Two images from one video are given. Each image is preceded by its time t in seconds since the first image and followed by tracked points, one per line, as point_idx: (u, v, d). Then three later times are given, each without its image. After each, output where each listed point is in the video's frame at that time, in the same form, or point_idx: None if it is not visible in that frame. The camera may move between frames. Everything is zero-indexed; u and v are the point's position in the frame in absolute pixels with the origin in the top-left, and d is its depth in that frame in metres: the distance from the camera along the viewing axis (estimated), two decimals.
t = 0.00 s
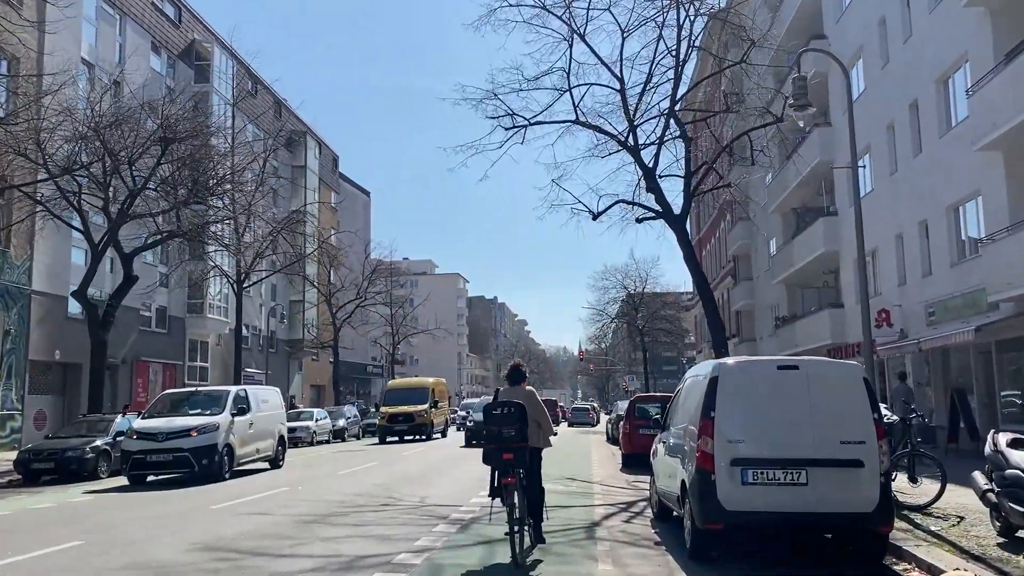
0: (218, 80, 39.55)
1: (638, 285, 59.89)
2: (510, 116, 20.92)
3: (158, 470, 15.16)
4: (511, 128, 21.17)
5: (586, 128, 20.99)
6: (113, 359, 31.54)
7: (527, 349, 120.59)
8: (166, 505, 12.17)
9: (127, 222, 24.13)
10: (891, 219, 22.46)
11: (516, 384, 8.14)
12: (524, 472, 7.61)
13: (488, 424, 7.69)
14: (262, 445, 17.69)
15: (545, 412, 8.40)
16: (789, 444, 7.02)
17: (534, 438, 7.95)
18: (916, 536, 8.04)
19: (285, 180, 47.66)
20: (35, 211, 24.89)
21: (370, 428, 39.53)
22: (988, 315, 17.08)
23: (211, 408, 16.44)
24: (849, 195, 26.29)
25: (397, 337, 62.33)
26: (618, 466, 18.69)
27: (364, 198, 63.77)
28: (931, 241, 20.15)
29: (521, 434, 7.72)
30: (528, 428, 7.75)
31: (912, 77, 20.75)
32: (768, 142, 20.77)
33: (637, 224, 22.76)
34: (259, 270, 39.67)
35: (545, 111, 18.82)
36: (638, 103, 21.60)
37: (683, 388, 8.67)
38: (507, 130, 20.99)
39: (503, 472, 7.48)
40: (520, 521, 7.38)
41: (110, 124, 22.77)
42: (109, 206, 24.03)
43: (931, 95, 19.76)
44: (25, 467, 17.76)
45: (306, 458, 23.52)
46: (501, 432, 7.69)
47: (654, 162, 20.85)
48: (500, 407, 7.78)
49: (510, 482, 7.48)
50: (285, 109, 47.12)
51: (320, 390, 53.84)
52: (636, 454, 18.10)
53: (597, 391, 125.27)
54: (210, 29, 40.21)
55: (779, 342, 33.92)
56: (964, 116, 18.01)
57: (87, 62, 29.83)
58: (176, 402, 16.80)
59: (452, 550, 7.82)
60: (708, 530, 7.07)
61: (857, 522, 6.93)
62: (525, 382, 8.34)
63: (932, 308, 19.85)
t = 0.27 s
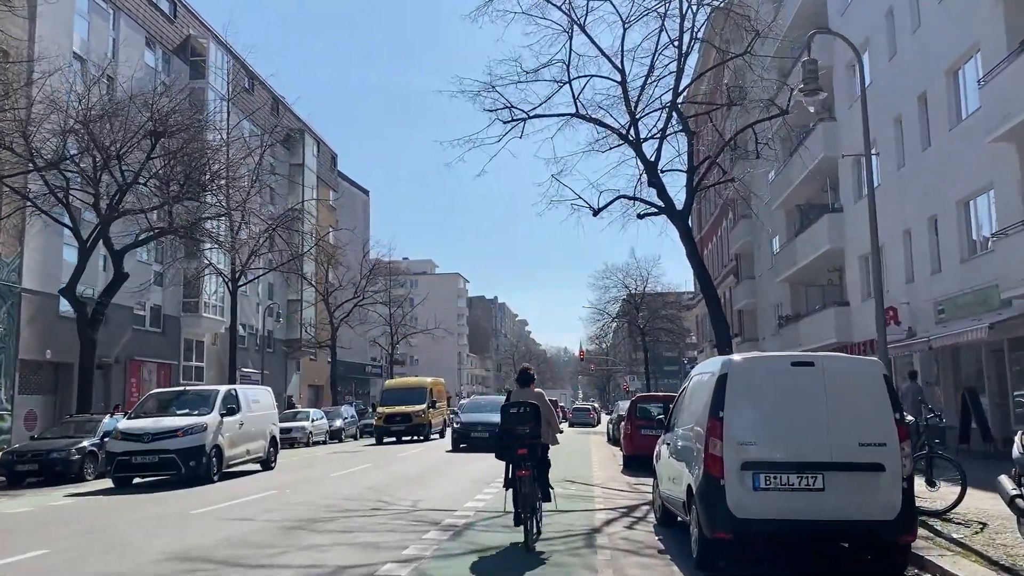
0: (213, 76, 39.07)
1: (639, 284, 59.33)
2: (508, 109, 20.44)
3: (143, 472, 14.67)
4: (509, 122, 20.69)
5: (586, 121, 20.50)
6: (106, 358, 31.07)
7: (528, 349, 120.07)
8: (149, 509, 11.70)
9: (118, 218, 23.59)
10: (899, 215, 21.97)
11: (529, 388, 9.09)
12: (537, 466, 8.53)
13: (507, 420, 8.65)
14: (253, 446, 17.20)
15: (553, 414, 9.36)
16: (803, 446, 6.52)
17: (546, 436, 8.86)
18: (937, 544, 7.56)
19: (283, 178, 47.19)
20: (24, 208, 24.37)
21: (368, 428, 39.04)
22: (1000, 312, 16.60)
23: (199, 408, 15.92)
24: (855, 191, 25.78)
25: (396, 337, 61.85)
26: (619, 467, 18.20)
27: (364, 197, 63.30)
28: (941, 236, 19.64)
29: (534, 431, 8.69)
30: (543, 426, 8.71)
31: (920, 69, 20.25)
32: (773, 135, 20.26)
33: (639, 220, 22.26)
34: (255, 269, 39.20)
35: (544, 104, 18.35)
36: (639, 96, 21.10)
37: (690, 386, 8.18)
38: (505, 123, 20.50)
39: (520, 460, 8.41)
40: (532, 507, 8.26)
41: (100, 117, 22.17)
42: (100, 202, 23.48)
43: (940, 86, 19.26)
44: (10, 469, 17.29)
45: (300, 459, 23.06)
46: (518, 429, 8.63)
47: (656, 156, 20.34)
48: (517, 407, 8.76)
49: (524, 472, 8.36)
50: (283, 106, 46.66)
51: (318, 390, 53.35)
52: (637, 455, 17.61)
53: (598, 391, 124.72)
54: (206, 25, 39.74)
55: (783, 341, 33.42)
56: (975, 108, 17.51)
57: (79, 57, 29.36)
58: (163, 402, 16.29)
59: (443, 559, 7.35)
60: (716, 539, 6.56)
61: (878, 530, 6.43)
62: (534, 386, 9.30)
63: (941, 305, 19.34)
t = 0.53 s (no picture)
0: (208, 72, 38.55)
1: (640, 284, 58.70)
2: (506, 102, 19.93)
3: (127, 476, 14.11)
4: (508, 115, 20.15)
5: (586, 113, 19.94)
6: (98, 358, 30.55)
7: (528, 350, 119.56)
8: (128, 514, 11.18)
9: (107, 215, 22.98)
10: (907, 210, 21.44)
11: (537, 390, 9.64)
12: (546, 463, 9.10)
13: (514, 421, 9.15)
14: (242, 449, 16.65)
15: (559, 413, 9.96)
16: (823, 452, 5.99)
17: (550, 434, 9.41)
18: (964, 556, 7.04)
19: (280, 176, 46.68)
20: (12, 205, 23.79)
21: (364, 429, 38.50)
22: (1014, 309, 16.08)
23: (186, 408, 15.36)
24: (860, 187, 25.25)
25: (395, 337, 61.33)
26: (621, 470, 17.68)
27: (362, 196, 62.81)
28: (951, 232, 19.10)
29: (541, 431, 9.21)
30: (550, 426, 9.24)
31: (930, 59, 19.71)
32: (778, 127, 19.72)
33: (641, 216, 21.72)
34: (251, 267, 38.67)
35: (542, 96, 17.83)
36: (641, 89, 20.55)
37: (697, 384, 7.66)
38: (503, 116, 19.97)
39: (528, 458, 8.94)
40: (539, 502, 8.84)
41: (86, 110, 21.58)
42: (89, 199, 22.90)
43: (951, 77, 18.74)
44: None
45: (294, 461, 22.55)
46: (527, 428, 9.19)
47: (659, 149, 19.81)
48: (524, 409, 9.29)
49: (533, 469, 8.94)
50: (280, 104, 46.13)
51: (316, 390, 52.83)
52: (638, 457, 17.09)
53: (599, 391, 124.17)
54: (201, 20, 39.22)
55: (786, 340, 32.90)
56: (988, 99, 17.00)
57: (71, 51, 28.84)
58: (152, 400, 15.79)
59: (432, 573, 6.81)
60: (727, 553, 6.02)
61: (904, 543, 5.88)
62: (541, 387, 9.88)
63: (952, 303, 18.81)
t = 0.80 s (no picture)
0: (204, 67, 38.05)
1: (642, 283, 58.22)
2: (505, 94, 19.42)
3: (111, 479, 13.60)
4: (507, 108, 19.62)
5: (587, 106, 19.40)
6: (91, 357, 30.05)
7: (529, 350, 119.05)
8: (106, 520, 10.67)
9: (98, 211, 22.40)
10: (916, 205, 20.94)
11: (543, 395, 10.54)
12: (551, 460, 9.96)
13: (522, 421, 10.04)
14: (233, 450, 16.14)
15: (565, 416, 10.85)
16: (848, 459, 5.47)
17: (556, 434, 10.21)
18: (996, 569, 6.54)
19: (278, 174, 46.20)
20: None
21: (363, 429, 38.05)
22: None
23: (173, 409, 14.85)
24: (868, 182, 24.73)
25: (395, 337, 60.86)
26: (623, 473, 17.18)
27: (362, 195, 62.34)
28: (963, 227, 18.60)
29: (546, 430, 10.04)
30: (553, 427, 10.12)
31: (941, 50, 19.19)
32: (786, 120, 19.18)
33: (644, 212, 21.18)
34: (247, 266, 38.18)
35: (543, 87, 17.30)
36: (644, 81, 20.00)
37: (709, 383, 7.16)
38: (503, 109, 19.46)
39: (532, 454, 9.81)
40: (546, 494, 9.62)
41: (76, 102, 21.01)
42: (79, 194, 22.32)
43: (962, 69, 18.23)
44: None
45: (289, 462, 22.04)
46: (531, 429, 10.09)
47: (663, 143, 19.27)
48: (531, 409, 10.18)
49: (540, 465, 9.75)
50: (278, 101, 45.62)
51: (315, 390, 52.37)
52: (642, 460, 16.57)
53: (600, 392, 123.64)
54: (198, 15, 38.72)
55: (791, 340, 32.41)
56: (1003, 89, 16.49)
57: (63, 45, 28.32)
58: (140, 399, 15.27)
59: None
60: (744, 569, 5.49)
61: (938, 558, 5.37)
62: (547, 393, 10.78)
63: (964, 300, 18.30)
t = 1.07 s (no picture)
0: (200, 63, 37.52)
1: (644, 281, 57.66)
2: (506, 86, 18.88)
3: (94, 482, 13.10)
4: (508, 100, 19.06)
5: (589, 98, 18.85)
6: (84, 357, 29.54)
7: (531, 350, 118.52)
8: (84, 525, 10.12)
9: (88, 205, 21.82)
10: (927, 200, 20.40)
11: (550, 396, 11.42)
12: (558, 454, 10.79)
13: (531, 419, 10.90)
14: (223, 452, 15.63)
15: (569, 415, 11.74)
16: (879, 463, 4.95)
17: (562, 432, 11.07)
18: None
19: (277, 172, 45.69)
20: None
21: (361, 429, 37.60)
22: None
23: (160, 409, 14.33)
24: (876, 177, 24.18)
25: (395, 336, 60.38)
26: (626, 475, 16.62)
27: (362, 193, 61.83)
28: (976, 222, 18.05)
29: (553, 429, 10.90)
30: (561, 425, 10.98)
31: (954, 39, 18.64)
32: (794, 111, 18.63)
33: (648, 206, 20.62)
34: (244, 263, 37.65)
35: (544, 78, 16.74)
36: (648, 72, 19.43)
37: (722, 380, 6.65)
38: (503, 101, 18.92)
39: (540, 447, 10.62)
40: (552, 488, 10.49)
41: (64, 94, 20.42)
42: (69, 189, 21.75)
43: (976, 58, 17.67)
44: None
45: (283, 464, 21.49)
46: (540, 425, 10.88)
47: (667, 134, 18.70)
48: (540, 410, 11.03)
49: (547, 461, 10.60)
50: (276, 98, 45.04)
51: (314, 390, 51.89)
52: (645, 462, 15.98)
53: (602, 392, 123.10)
54: (194, 10, 38.17)
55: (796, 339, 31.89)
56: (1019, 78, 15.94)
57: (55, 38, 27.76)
58: (127, 399, 14.73)
59: None
60: None
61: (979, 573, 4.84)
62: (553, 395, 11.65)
63: (977, 296, 17.76)
